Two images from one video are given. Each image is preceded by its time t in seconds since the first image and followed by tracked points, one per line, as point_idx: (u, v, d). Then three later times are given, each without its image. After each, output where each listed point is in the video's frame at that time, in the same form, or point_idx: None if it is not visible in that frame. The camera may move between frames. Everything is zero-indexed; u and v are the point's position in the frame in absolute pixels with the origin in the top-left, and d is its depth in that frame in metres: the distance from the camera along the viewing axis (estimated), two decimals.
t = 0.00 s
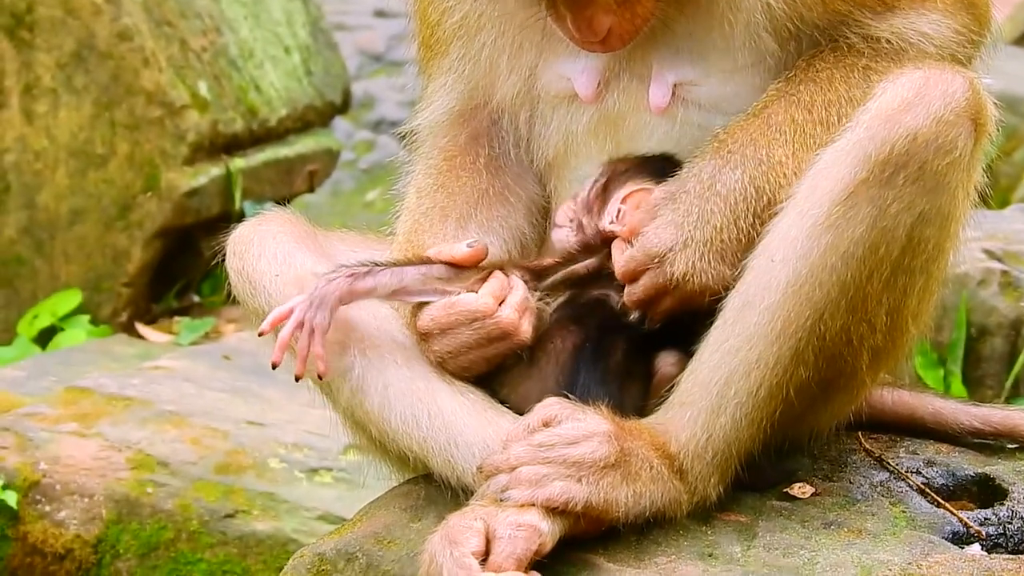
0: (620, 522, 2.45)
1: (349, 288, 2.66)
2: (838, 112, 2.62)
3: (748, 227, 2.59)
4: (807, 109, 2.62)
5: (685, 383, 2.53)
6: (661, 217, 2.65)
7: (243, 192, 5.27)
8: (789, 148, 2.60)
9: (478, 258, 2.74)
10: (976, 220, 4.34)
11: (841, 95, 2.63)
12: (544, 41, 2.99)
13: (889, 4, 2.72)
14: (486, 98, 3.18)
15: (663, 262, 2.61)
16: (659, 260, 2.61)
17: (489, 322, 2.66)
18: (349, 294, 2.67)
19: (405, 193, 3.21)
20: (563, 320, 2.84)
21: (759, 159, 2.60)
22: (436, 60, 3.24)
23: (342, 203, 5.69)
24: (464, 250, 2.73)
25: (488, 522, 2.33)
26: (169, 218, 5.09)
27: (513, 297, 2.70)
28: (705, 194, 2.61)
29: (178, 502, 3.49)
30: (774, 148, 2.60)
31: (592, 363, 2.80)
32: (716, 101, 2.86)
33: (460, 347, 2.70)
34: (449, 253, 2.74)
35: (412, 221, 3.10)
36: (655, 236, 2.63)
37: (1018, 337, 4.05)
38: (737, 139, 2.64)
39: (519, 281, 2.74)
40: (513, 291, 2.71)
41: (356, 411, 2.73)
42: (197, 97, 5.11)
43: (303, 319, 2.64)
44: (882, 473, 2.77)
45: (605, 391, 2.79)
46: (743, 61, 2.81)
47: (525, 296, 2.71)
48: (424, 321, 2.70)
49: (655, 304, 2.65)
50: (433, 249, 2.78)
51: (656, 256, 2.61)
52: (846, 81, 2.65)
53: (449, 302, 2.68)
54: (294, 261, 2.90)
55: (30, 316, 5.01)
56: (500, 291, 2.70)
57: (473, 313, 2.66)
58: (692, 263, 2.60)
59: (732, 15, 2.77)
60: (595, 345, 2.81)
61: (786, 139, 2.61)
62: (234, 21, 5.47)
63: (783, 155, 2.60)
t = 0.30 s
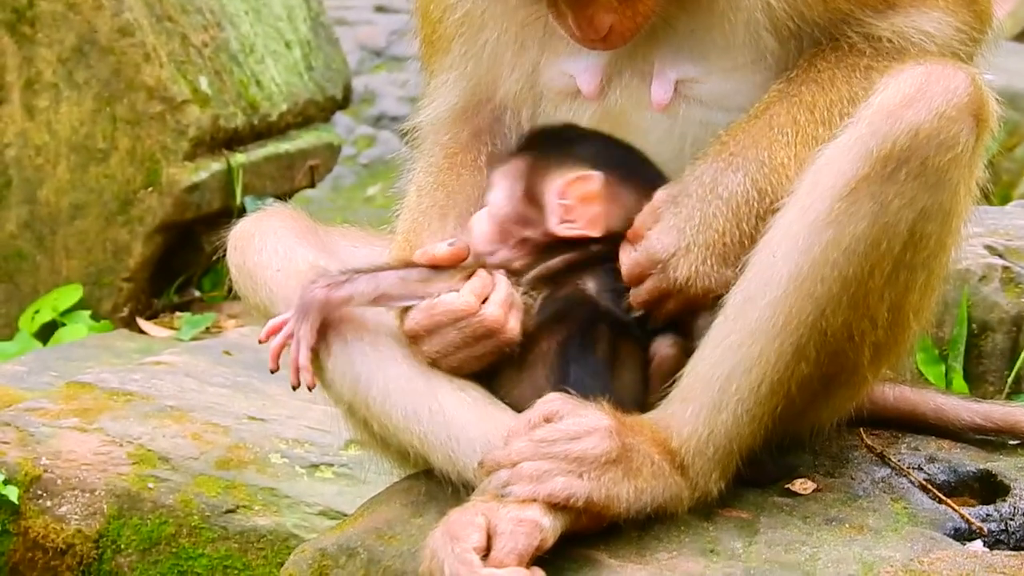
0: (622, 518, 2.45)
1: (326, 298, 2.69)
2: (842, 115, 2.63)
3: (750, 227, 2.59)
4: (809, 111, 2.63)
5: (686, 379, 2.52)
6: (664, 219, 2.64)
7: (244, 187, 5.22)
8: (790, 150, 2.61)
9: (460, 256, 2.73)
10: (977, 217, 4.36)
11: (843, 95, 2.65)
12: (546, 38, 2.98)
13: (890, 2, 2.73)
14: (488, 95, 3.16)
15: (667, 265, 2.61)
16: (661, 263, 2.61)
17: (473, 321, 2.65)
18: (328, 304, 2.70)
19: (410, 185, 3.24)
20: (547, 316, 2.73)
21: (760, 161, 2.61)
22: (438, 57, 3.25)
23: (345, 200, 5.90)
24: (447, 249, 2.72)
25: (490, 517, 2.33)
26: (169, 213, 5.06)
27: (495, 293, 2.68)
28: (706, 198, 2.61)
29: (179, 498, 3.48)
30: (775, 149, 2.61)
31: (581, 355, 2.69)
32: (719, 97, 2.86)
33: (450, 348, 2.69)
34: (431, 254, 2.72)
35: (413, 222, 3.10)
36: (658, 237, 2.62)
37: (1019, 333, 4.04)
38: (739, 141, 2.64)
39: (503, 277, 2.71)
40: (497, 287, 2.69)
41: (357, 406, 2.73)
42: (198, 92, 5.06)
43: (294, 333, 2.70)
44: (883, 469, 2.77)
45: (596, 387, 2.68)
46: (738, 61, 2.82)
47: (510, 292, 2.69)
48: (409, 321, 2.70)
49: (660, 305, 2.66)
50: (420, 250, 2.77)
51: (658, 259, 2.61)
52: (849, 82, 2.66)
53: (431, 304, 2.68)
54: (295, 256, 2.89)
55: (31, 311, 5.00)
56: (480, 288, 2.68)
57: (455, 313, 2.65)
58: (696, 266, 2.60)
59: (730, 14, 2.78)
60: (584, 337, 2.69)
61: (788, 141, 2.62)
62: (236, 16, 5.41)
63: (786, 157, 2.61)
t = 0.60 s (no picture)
0: (626, 516, 2.45)
1: (325, 308, 2.64)
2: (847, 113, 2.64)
3: (753, 227, 2.63)
4: (812, 111, 2.65)
5: (689, 378, 2.52)
6: (668, 224, 2.69)
7: (248, 185, 5.21)
8: (792, 151, 2.63)
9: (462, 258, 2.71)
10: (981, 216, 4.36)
11: (846, 96, 2.65)
12: (553, 34, 3.00)
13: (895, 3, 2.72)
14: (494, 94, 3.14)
15: (671, 268, 2.66)
16: (665, 268, 2.66)
17: (478, 331, 2.62)
18: (328, 313, 2.64)
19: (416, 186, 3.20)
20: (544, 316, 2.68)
21: (762, 161, 2.64)
22: (444, 53, 3.22)
23: (348, 197, 5.95)
24: (448, 252, 2.70)
25: (494, 515, 2.32)
26: (173, 212, 5.05)
27: (498, 301, 2.64)
28: (707, 201, 2.65)
29: (182, 496, 3.48)
30: (777, 149, 2.64)
31: (579, 355, 2.64)
32: (725, 96, 2.86)
33: (454, 353, 2.67)
34: (433, 258, 2.71)
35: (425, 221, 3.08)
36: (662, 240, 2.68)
37: None
38: (739, 141, 2.67)
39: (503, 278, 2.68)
40: (501, 293, 2.66)
41: (360, 404, 2.72)
42: (203, 91, 5.05)
43: (292, 334, 2.66)
44: (887, 468, 2.77)
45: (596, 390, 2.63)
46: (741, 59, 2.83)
47: (513, 298, 2.65)
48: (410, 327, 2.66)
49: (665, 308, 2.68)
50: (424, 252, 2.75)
51: (662, 263, 2.66)
52: (853, 83, 2.66)
53: (432, 315, 2.65)
54: (300, 254, 2.90)
55: (35, 310, 5.01)
56: (484, 295, 2.65)
57: (458, 325, 2.62)
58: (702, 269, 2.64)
59: (733, 11, 2.79)
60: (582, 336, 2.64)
61: (791, 140, 2.64)
62: (240, 14, 5.40)
63: (788, 157, 2.63)
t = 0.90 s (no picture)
0: (635, 512, 2.45)
1: (355, 289, 2.66)
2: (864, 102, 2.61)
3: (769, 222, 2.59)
4: (827, 107, 2.63)
5: (698, 375, 2.51)
6: (683, 220, 2.64)
7: (256, 182, 5.21)
8: (807, 149, 2.60)
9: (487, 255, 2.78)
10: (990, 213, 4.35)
11: (861, 94, 2.63)
12: (564, 28, 3.00)
13: None
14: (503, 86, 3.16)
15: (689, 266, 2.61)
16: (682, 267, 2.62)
17: (493, 327, 2.67)
18: (356, 295, 2.67)
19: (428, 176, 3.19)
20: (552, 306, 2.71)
21: (776, 158, 2.60)
22: (455, 45, 3.25)
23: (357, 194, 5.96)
24: (475, 248, 2.78)
25: (503, 512, 2.32)
26: (181, 209, 5.06)
27: (516, 300, 2.70)
28: (723, 197, 2.61)
29: (190, 493, 3.48)
30: (792, 145, 2.61)
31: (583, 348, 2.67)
32: (738, 90, 2.85)
33: (465, 350, 2.70)
34: (460, 250, 2.78)
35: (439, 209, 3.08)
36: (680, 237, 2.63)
37: None
38: (754, 138, 2.64)
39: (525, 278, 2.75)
40: (521, 293, 2.71)
41: (369, 400, 2.72)
42: (211, 87, 5.05)
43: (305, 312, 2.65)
44: (897, 465, 2.76)
45: (598, 383, 2.66)
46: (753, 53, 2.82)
47: (531, 299, 2.70)
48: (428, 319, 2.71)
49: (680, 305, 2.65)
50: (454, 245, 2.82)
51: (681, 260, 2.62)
52: (868, 80, 2.64)
53: (454, 304, 2.69)
54: (310, 248, 2.90)
55: (43, 306, 5.01)
56: (505, 291, 2.71)
57: (476, 317, 2.67)
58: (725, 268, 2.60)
59: (745, 6, 2.78)
60: (587, 330, 2.67)
61: (805, 137, 2.61)
62: (248, 11, 5.40)
63: (803, 154, 2.60)
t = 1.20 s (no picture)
0: (643, 510, 2.45)
1: (371, 294, 2.68)
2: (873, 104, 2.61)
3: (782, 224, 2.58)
4: (837, 105, 2.62)
5: (706, 372, 2.51)
6: (697, 223, 2.63)
7: (264, 179, 5.22)
8: (818, 146, 2.60)
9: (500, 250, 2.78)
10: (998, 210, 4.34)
11: (870, 92, 2.62)
12: (573, 26, 2.98)
13: None
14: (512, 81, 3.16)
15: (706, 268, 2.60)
16: (699, 268, 2.60)
17: (506, 324, 2.68)
18: (373, 300, 2.69)
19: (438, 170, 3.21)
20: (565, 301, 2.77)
21: (788, 156, 2.60)
22: (465, 40, 3.24)
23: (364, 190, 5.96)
24: (489, 242, 2.77)
25: (511, 510, 2.32)
26: (189, 206, 5.05)
27: (531, 297, 2.71)
28: (738, 196, 2.60)
29: (198, 490, 3.49)
30: (803, 143, 2.60)
31: (590, 348, 2.73)
32: (745, 86, 2.85)
33: (474, 346, 2.71)
34: (473, 244, 2.77)
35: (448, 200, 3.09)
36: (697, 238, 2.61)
37: None
38: (764, 137, 2.63)
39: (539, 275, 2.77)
40: (534, 291, 2.73)
41: (378, 398, 2.73)
42: (218, 84, 5.05)
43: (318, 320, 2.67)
44: (905, 462, 2.76)
45: (604, 381, 2.70)
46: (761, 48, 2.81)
47: (543, 297, 2.72)
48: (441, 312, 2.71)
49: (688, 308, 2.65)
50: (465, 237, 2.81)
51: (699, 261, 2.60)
52: (876, 77, 2.64)
53: (468, 298, 2.70)
54: (318, 246, 2.90)
55: (51, 303, 5.01)
56: (519, 287, 2.72)
57: (490, 313, 2.67)
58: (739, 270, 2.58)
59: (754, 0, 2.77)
60: (597, 327, 2.73)
61: (816, 135, 2.60)
62: (256, 8, 5.40)
63: (813, 151, 2.60)
